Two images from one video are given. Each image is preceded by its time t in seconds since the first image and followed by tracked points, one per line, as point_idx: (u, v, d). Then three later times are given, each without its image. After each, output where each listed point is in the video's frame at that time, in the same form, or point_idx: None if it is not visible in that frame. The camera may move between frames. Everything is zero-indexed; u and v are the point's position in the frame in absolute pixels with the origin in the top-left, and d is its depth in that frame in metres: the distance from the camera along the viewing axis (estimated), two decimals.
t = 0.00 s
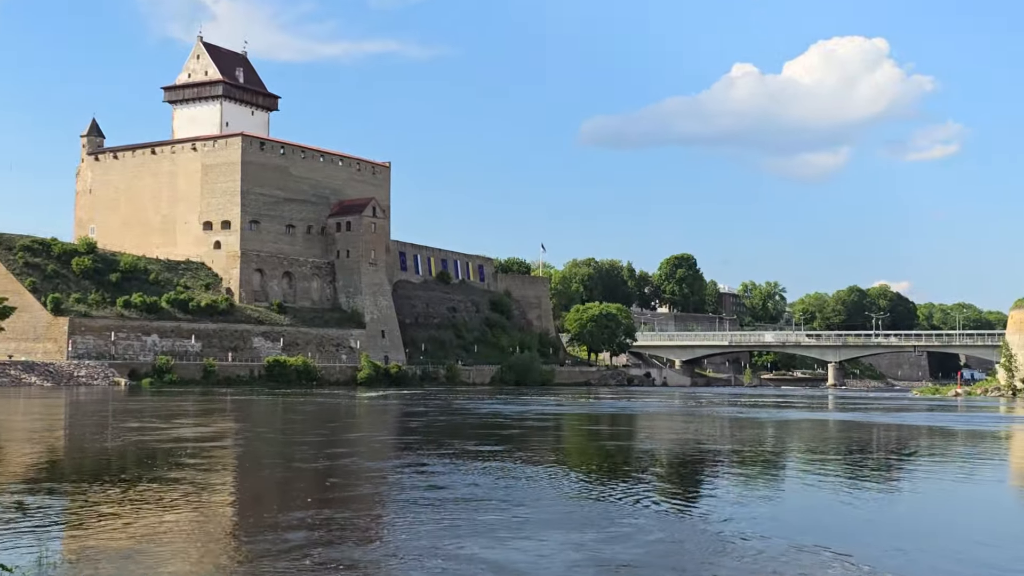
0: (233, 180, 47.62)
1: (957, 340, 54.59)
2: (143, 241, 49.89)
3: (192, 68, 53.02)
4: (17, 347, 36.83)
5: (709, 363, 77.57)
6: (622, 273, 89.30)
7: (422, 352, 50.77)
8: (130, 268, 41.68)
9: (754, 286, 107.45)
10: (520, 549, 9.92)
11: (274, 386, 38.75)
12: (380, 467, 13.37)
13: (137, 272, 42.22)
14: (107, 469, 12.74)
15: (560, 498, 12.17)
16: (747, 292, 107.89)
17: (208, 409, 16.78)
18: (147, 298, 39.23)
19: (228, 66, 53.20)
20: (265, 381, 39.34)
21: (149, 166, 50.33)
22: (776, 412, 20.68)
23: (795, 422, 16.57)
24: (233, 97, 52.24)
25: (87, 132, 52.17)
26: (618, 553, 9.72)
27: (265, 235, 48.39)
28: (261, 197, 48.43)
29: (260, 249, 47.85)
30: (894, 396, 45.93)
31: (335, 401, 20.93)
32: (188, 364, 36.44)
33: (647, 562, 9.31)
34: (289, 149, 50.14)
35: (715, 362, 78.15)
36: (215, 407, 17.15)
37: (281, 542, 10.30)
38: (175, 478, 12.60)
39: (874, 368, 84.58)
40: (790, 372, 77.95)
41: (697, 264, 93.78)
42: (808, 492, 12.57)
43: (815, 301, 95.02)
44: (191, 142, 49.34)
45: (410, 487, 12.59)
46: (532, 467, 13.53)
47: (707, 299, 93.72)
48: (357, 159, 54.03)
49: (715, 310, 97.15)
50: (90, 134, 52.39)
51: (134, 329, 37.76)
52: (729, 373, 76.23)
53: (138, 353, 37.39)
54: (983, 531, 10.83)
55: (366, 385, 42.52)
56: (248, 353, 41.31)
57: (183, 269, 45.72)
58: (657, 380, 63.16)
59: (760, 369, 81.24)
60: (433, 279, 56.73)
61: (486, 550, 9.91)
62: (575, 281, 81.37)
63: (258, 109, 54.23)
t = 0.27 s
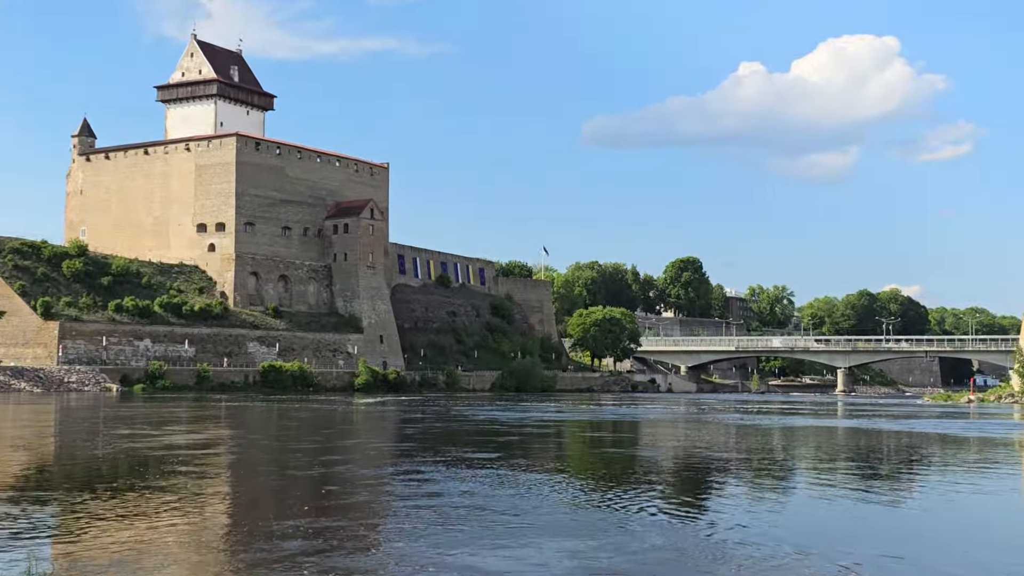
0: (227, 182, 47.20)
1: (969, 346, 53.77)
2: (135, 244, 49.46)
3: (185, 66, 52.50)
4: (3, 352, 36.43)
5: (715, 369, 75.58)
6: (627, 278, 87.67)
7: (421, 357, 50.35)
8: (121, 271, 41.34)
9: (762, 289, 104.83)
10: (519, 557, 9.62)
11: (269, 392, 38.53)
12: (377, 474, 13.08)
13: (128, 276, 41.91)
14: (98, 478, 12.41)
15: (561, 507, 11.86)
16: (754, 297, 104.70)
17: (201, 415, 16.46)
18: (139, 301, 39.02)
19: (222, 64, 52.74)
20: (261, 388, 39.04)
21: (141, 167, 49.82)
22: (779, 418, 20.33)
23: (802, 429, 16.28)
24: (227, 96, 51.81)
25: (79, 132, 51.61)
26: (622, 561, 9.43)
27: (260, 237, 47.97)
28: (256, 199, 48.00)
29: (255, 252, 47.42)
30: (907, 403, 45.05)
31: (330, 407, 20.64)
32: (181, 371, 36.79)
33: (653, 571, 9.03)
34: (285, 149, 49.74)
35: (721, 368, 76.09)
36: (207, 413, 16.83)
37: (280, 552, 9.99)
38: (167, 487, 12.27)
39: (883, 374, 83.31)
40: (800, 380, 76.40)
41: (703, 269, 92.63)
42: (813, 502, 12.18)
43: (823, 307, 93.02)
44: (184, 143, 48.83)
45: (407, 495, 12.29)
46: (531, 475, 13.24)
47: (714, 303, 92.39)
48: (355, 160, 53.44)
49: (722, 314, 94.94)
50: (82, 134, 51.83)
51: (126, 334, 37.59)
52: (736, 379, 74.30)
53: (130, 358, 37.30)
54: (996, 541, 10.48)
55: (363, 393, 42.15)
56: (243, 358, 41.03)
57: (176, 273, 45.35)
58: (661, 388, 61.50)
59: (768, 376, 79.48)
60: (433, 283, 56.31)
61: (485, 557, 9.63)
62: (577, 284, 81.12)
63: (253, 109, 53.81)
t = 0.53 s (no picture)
0: (189, 171, 44.07)
1: None
2: (85, 239, 45.99)
3: (144, 40, 48.91)
4: None
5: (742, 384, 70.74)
6: (642, 278, 84.89)
7: (408, 370, 47.01)
8: (69, 271, 38.99)
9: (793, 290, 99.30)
10: None
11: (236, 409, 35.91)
12: (356, 502, 11.65)
13: (77, 276, 39.55)
14: (43, 505, 10.98)
15: (563, 539, 10.41)
16: (786, 300, 99.32)
17: (166, 435, 15.02)
18: (89, 307, 36.50)
19: (185, 38, 49.15)
20: (229, 406, 36.40)
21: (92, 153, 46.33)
22: (803, 442, 18.63)
23: (834, 454, 14.76)
24: (190, 73, 48.19)
25: (22, 115, 47.84)
26: None
27: (226, 233, 44.84)
28: (221, 189, 44.80)
29: (221, 250, 44.35)
30: (952, 421, 42.51)
31: (311, 427, 19.16)
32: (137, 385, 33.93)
33: None
34: (254, 134, 46.45)
35: (749, 383, 70.58)
36: (172, 433, 15.38)
37: None
38: (119, 515, 10.85)
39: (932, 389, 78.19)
40: (838, 394, 72.19)
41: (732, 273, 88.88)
42: (856, 536, 10.57)
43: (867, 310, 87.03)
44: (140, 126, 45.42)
45: (386, 525, 10.86)
46: (528, 503, 11.79)
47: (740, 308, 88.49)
48: (334, 146, 50.01)
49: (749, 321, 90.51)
50: (27, 117, 48.13)
51: (75, 343, 35.04)
52: (765, 395, 69.30)
53: (78, 371, 34.67)
54: None
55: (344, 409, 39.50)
56: (207, 371, 38.05)
57: (131, 274, 42.38)
58: (681, 405, 57.32)
59: (801, 391, 74.25)
60: (422, 285, 54.00)
61: None
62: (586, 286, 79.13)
63: (218, 87, 50.09)
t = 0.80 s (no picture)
0: (162, 164, 43.27)
1: None
2: (51, 236, 45.16)
3: (115, 26, 48.05)
4: None
5: (755, 394, 69.51)
6: (648, 281, 83.72)
7: (398, 379, 46.17)
8: (35, 273, 38.47)
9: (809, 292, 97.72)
10: None
11: (213, 420, 35.29)
12: (342, 520, 10.95)
13: (44, 278, 38.98)
14: (8, 523, 10.22)
15: (567, 559, 9.69)
16: (803, 304, 97.60)
17: (141, 447, 14.35)
18: (57, 311, 36.01)
19: (159, 23, 48.22)
20: (207, 417, 35.74)
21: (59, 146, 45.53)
22: (815, 454, 17.83)
23: (855, 469, 14.01)
24: (163, 60, 47.36)
25: None
26: None
27: (203, 231, 44.00)
28: (197, 185, 44.00)
29: (197, 249, 43.55)
30: (981, 434, 41.35)
31: (298, 440, 18.42)
32: (107, 394, 33.51)
33: None
34: (233, 126, 45.57)
35: (762, 393, 69.96)
36: (147, 446, 14.63)
37: None
38: (89, 533, 10.12)
39: (959, 400, 76.36)
40: (856, 405, 70.43)
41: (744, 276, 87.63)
42: (878, 558, 9.80)
43: (889, 317, 85.30)
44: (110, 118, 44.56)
45: (372, 544, 10.17)
46: (524, 520, 11.10)
47: (753, 311, 86.68)
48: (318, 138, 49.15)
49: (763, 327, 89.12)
50: None
51: (40, 350, 34.38)
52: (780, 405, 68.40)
53: (44, 379, 34.00)
54: None
55: (329, 420, 38.79)
56: (182, 380, 37.43)
57: (102, 275, 41.52)
58: (690, 416, 55.87)
59: (819, 402, 72.54)
60: (412, 287, 53.19)
61: None
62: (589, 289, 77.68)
63: (195, 76, 49.23)
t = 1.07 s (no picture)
0: (156, 164, 43.13)
1: None
2: (45, 236, 45.05)
3: (109, 23, 47.88)
4: None
5: (755, 397, 68.97)
6: (648, 282, 83.35)
7: (394, 381, 45.86)
8: (28, 274, 38.29)
9: (811, 295, 97.25)
10: None
11: (208, 422, 35.19)
12: (334, 523, 10.85)
13: (37, 279, 38.76)
14: None
15: (564, 562, 9.59)
16: (804, 306, 97.11)
17: (130, 450, 14.22)
18: (50, 313, 35.95)
19: (153, 21, 48.12)
20: (201, 420, 35.64)
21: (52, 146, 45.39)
22: (810, 457, 17.72)
23: (855, 473, 13.92)
24: (158, 59, 47.27)
25: None
26: None
27: (198, 232, 43.88)
28: (191, 185, 43.87)
29: (191, 250, 43.41)
30: (986, 438, 41.21)
31: (291, 442, 18.31)
32: (100, 397, 33.39)
33: None
34: (228, 125, 45.51)
35: (762, 396, 69.65)
36: (137, 450, 14.50)
37: None
38: (81, 537, 10.00)
39: (961, 403, 76.20)
40: (858, 408, 70.12)
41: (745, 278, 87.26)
42: (878, 564, 9.69)
43: (891, 319, 84.87)
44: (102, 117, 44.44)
45: (365, 548, 10.07)
46: (518, 523, 11.01)
47: (754, 314, 86.53)
48: (314, 138, 49.05)
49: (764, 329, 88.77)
50: None
51: (34, 352, 34.25)
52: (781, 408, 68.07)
53: (37, 382, 33.88)
54: None
55: (325, 423, 38.63)
56: (177, 382, 37.17)
57: (95, 276, 41.40)
58: (690, 419, 55.56)
59: (819, 404, 72.62)
60: (409, 289, 52.95)
61: None
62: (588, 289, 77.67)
63: (189, 75, 49.11)
